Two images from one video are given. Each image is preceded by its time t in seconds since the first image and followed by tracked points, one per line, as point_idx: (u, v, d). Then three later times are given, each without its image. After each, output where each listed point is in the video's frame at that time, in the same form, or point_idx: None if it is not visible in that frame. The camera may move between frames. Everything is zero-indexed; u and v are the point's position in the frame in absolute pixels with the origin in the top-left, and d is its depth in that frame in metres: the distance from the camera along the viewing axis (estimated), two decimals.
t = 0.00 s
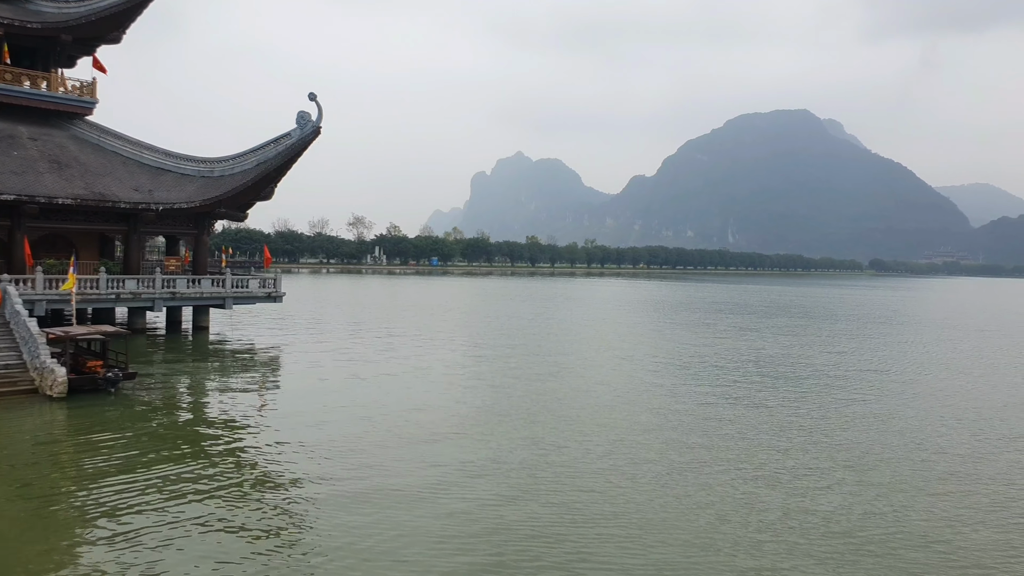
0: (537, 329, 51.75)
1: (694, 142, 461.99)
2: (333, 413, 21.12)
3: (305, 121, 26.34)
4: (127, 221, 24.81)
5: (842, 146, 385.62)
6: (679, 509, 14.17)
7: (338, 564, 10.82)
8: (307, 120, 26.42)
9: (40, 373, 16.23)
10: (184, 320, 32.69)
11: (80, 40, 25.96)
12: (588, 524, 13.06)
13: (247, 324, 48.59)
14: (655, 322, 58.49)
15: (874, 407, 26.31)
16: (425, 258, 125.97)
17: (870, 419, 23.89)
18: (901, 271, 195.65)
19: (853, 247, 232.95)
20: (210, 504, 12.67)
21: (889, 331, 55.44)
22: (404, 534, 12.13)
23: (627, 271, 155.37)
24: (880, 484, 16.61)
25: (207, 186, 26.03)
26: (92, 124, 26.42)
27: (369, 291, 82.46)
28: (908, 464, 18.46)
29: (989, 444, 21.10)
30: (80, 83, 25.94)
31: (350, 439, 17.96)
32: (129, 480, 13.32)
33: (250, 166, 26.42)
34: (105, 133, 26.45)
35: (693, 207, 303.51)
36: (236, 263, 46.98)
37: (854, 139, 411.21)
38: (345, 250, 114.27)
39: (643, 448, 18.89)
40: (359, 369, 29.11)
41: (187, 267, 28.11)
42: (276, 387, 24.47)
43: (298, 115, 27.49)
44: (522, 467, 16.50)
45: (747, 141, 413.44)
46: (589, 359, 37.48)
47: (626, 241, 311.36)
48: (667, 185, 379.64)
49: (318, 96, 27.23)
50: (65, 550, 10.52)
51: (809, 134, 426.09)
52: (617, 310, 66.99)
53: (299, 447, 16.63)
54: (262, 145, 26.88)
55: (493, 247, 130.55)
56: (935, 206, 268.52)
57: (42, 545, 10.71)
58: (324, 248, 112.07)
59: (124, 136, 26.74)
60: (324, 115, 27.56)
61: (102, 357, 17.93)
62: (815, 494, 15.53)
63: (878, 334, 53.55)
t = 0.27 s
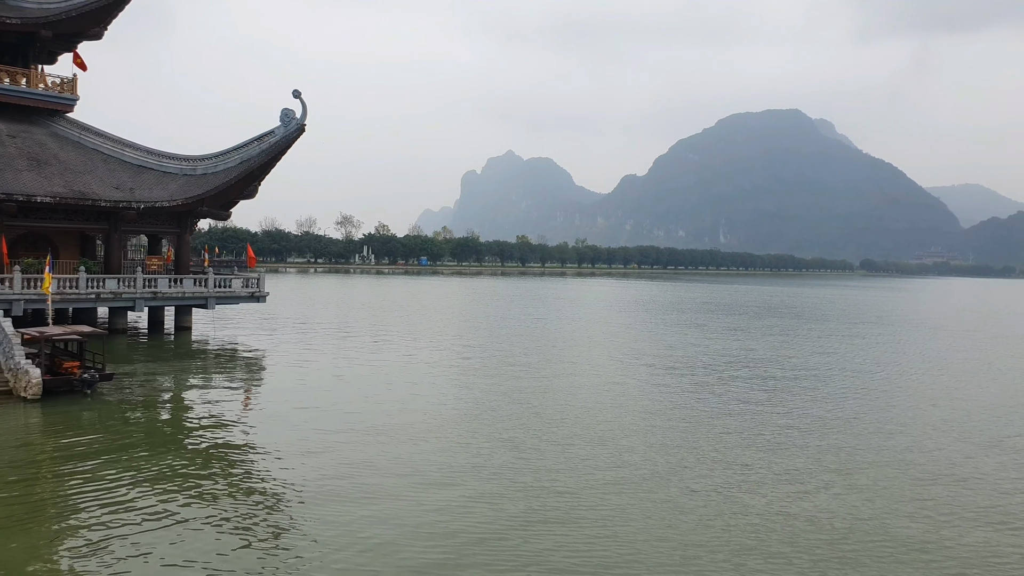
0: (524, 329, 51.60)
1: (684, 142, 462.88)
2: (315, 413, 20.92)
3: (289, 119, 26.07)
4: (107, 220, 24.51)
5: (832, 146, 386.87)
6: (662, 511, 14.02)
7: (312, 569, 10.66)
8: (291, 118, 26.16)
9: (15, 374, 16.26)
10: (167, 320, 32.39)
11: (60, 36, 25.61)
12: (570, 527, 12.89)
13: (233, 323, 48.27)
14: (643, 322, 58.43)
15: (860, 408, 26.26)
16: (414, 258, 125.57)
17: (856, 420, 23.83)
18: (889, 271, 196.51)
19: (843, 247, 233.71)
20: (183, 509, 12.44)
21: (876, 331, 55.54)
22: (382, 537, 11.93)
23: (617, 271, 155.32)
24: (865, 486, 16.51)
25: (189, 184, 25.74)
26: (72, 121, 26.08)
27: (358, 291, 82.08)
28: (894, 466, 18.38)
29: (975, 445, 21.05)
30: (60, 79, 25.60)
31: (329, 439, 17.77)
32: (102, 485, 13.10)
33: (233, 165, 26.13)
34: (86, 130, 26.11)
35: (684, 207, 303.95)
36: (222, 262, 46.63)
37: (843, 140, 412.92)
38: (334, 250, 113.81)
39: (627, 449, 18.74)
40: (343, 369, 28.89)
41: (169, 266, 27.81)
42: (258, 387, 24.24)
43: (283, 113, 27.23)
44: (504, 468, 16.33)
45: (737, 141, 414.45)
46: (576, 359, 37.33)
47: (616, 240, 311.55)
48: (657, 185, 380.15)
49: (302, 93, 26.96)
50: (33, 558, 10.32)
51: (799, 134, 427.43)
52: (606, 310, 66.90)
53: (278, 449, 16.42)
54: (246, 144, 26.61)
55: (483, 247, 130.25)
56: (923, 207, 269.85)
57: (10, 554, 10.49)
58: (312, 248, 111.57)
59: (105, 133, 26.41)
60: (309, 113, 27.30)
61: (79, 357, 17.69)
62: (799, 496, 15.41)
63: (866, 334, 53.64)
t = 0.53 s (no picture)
0: (515, 329, 51.52)
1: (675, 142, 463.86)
2: (300, 414, 20.77)
3: (275, 118, 25.89)
4: (91, 220, 24.29)
5: (821, 146, 388.57)
6: (648, 510, 13.94)
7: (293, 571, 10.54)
8: (277, 117, 25.97)
9: None
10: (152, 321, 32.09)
11: (43, 34, 25.37)
12: (554, 527, 12.78)
13: (221, 324, 48.01)
14: (633, 321, 58.47)
15: (849, 407, 26.24)
16: (405, 258, 125.36)
17: (843, 419, 23.85)
18: (879, 271, 197.28)
19: (833, 247, 234.59)
20: (165, 511, 12.33)
21: (866, 330, 55.64)
22: (364, 538, 11.80)
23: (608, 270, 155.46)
24: (852, 484, 16.46)
25: (174, 184, 25.54)
26: (55, 120, 25.79)
27: (347, 291, 81.85)
28: (882, 465, 18.34)
29: (963, 444, 21.03)
30: (43, 79, 25.36)
31: (315, 439, 17.65)
32: (81, 488, 12.94)
33: (218, 164, 25.92)
34: (69, 129, 25.85)
35: (675, 207, 304.47)
36: (209, 263, 46.36)
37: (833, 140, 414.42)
38: (324, 250, 113.46)
39: (615, 449, 18.66)
40: (331, 369, 28.72)
41: (154, 267, 27.58)
42: (245, 387, 24.05)
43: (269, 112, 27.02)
44: (490, 469, 16.22)
45: (728, 141, 415.48)
46: (566, 360, 37.22)
47: (607, 240, 311.91)
48: (648, 184, 380.72)
49: (289, 93, 26.78)
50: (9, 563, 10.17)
51: (790, 134, 428.79)
52: (596, 310, 66.89)
53: (262, 450, 16.25)
54: (232, 143, 26.42)
55: (474, 246, 130.17)
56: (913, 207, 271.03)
57: None
58: (302, 248, 111.21)
59: (88, 132, 26.14)
60: (296, 112, 27.13)
61: (59, 360, 17.68)
62: (785, 495, 15.35)
63: (855, 334, 53.71)
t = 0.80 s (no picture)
0: (504, 329, 51.40)
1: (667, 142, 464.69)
2: (285, 413, 20.61)
3: (261, 117, 25.71)
4: (75, 219, 24.07)
5: (812, 146, 389.81)
6: (631, 510, 13.88)
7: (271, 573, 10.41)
8: (263, 116, 25.79)
9: None
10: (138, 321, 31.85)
11: (26, 31, 25.15)
12: (537, 527, 12.70)
13: (209, 324, 47.71)
14: (623, 322, 58.42)
15: (836, 407, 26.22)
16: (396, 258, 125.09)
17: (830, 420, 23.83)
18: (868, 271, 197.89)
19: (823, 248, 235.32)
20: (147, 512, 12.22)
21: (855, 331, 55.75)
22: (344, 539, 11.69)
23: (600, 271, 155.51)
24: (837, 484, 16.43)
25: (160, 183, 25.34)
26: (38, 118, 25.51)
27: (337, 291, 81.55)
28: (867, 465, 18.31)
29: (948, 444, 21.03)
30: (27, 76, 25.16)
31: (299, 439, 17.50)
32: (58, 490, 12.78)
33: (204, 163, 25.74)
34: (53, 127, 25.59)
35: (666, 207, 304.92)
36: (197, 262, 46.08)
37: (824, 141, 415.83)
38: (314, 250, 113.10)
39: (600, 448, 18.59)
40: (318, 369, 28.54)
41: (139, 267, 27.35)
42: (229, 387, 23.87)
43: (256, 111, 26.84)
44: (474, 468, 16.12)
45: (720, 142, 416.32)
46: (555, 360, 37.11)
47: (599, 240, 312.13)
48: (640, 184, 381.22)
49: (275, 91, 26.60)
50: None
51: (781, 135, 429.96)
52: (586, 310, 66.83)
53: (245, 450, 16.10)
54: (218, 141, 26.22)
55: (465, 246, 130.01)
56: (902, 207, 272.08)
57: None
58: (293, 247, 110.83)
59: (72, 130, 25.87)
60: (282, 111, 26.95)
61: (37, 360, 17.66)
62: (769, 494, 15.30)
63: (844, 334, 53.77)
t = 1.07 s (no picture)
0: (495, 328, 51.42)
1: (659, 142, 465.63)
2: (272, 413, 20.60)
3: (250, 117, 25.65)
4: (62, 219, 23.98)
5: (803, 147, 391.21)
6: (618, 509, 13.88)
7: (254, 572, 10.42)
8: (252, 116, 25.74)
9: None
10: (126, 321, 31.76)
11: (12, 30, 24.97)
12: (521, 525, 12.74)
13: (199, 323, 47.59)
14: (614, 321, 58.54)
15: (824, 406, 26.35)
16: (388, 258, 124.96)
17: (817, 419, 23.95)
18: (858, 271, 198.82)
19: (814, 248, 236.29)
20: (137, 512, 12.21)
21: (845, 330, 55.93)
22: (329, 539, 11.65)
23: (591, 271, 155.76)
24: (824, 484, 16.49)
25: (148, 183, 25.28)
26: (24, 117, 25.35)
27: (328, 291, 81.41)
28: (854, 464, 18.38)
29: (935, 444, 21.12)
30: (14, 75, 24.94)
31: (286, 438, 17.50)
32: (42, 493, 12.76)
33: (192, 163, 25.70)
34: (39, 126, 25.42)
35: (658, 207, 305.59)
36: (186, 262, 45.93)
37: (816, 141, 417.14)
38: (305, 250, 112.92)
39: (589, 448, 18.61)
40: (306, 368, 28.51)
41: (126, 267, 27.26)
42: (217, 386, 23.84)
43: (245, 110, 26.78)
44: (462, 468, 16.10)
45: (711, 142, 417.45)
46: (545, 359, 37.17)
47: (591, 241, 312.57)
48: (632, 185, 381.94)
49: (264, 91, 26.54)
50: None
51: (772, 136, 431.41)
52: (577, 310, 66.91)
53: (231, 450, 16.09)
54: (206, 141, 26.15)
55: (457, 246, 130.02)
56: (892, 208, 273.28)
57: None
58: (284, 247, 110.60)
59: (58, 130, 25.73)
60: (271, 110, 26.90)
61: (20, 361, 17.73)
62: (756, 494, 15.34)
63: (834, 333, 53.97)
